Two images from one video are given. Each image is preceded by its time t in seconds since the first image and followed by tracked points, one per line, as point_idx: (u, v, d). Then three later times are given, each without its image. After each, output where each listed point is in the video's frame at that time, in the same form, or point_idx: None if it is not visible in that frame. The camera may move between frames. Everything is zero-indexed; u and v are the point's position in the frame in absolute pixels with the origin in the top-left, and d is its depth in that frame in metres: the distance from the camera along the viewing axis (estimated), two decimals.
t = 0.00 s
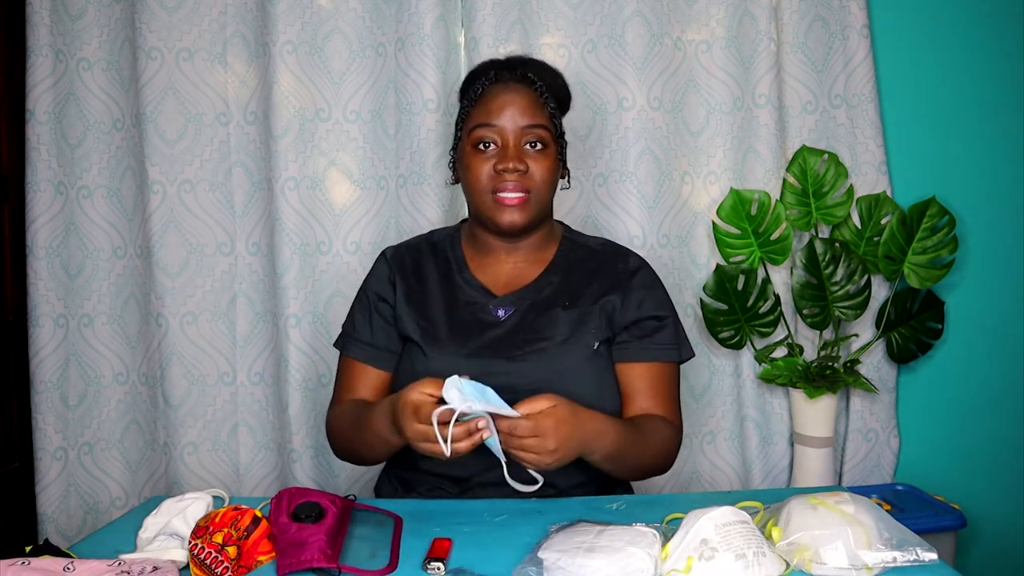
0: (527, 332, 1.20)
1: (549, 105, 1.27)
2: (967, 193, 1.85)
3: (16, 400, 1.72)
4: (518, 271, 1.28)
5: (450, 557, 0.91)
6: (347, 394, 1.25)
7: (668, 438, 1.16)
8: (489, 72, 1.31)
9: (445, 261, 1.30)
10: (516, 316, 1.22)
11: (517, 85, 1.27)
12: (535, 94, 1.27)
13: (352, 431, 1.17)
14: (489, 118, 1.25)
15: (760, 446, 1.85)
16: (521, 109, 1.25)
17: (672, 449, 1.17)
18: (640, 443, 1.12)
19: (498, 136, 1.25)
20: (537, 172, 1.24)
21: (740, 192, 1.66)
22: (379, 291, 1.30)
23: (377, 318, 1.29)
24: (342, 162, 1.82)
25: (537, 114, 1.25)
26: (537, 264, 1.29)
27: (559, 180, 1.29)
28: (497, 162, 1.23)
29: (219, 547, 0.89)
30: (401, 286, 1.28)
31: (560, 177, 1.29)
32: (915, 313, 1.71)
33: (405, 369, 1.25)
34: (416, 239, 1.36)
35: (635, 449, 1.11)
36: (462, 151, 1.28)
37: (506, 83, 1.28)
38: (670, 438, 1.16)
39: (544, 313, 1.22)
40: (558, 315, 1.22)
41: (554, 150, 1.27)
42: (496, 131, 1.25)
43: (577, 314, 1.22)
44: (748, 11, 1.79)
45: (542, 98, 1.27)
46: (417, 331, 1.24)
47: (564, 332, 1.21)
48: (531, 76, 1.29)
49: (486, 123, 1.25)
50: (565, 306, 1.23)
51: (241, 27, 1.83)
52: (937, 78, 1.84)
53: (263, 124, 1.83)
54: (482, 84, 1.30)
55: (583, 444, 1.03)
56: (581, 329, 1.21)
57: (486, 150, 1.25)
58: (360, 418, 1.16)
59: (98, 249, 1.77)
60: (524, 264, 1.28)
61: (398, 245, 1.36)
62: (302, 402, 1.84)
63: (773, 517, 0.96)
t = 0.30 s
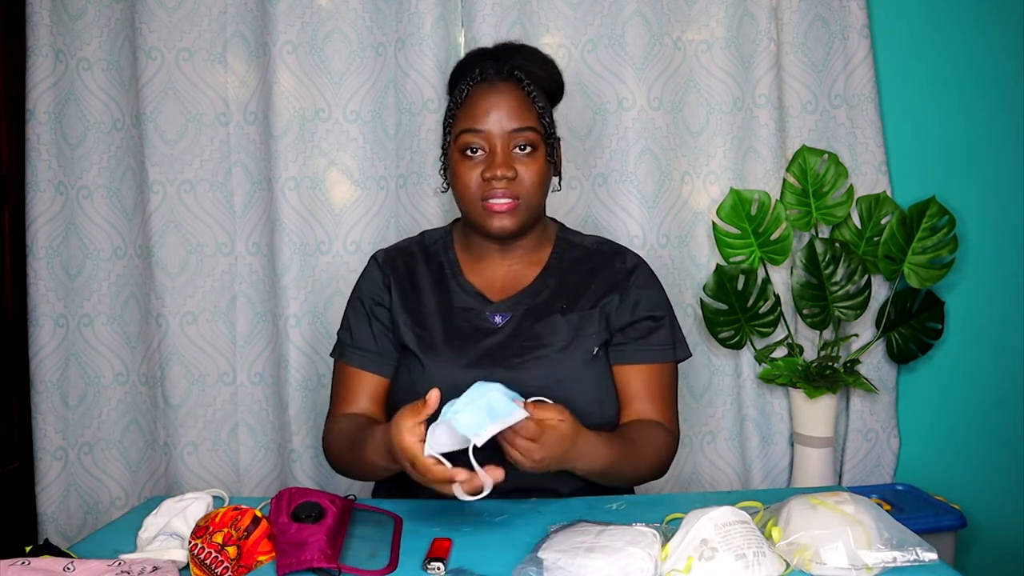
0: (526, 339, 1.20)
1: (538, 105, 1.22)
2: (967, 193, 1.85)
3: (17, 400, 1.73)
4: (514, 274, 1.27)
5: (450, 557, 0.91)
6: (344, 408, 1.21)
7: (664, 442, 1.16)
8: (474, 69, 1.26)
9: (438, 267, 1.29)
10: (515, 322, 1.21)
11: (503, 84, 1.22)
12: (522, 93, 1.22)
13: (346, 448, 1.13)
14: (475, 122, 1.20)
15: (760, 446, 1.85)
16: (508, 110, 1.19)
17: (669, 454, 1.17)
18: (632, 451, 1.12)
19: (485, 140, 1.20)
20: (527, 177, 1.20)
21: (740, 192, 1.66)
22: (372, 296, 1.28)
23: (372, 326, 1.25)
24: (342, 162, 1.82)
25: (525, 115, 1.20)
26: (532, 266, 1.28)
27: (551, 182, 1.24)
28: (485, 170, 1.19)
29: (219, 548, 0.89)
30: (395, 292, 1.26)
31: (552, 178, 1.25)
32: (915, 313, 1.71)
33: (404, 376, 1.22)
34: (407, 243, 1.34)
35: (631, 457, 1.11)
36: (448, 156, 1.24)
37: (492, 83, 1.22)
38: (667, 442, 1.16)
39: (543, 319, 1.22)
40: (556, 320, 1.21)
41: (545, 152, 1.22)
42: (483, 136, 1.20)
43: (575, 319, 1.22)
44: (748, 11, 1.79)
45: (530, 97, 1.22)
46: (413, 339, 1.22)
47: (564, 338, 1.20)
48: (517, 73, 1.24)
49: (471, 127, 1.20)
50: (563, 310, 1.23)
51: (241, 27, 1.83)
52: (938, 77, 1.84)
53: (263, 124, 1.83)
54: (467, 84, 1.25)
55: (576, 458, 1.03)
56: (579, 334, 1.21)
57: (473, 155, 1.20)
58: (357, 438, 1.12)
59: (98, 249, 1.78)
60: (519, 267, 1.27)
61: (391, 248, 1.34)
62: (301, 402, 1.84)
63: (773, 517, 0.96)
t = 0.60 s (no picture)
0: (534, 343, 1.20)
1: (546, 117, 1.19)
2: (967, 193, 1.85)
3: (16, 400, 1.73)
4: (516, 278, 1.26)
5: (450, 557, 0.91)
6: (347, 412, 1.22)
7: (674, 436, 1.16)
8: (479, 71, 1.22)
9: (438, 270, 1.28)
10: (521, 327, 1.21)
11: (511, 93, 1.18)
12: (531, 104, 1.19)
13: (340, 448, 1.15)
14: (483, 137, 1.17)
15: (760, 446, 1.85)
16: (517, 125, 1.17)
17: (679, 450, 1.17)
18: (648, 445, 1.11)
19: (493, 155, 1.17)
20: (536, 194, 1.18)
21: (740, 192, 1.66)
22: (372, 300, 1.26)
23: (373, 331, 1.25)
24: (342, 162, 1.82)
25: (534, 129, 1.17)
26: (536, 268, 1.27)
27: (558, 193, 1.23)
28: (494, 187, 1.17)
29: (219, 548, 0.89)
30: (393, 296, 1.25)
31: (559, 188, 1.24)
32: (915, 313, 1.71)
33: (409, 379, 1.22)
34: (404, 244, 1.32)
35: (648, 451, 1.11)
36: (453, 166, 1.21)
37: (499, 91, 1.18)
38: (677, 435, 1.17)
39: (549, 322, 1.22)
40: (562, 324, 1.22)
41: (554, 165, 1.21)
42: (492, 151, 1.17)
43: (581, 322, 1.22)
44: (748, 11, 1.79)
45: (538, 108, 1.19)
46: (416, 345, 1.21)
47: (570, 341, 1.21)
48: (524, 79, 1.20)
49: (479, 142, 1.17)
50: (568, 312, 1.23)
51: (241, 27, 1.83)
52: (937, 78, 1.84)
53: (263, 124, 1.83)
54: (472, 90, 1.19)
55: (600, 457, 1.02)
56: (586, 337, 1.21)
57: (480, 171, 1.18)
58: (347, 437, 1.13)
59: (98, 249, 1.78)
60: (522, 271, 1.27)
61: (386, 249, 1.32)
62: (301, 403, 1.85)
63: (773, 517, 0.96)
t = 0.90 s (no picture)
0: (535, 346, 1.20)
1: (546, 120, 1.19)
2: (968, 193, 1.85)
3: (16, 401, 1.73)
4: (517, 280, 1.26)
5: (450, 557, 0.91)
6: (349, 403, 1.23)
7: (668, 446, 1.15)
8: (483, 72, 1.22)
9: (441, 270, 1.28)
10: (523, 330, 1.21)
11: (512, 95, 1.18)
12: (530, 106, 1.18)
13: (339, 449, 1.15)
14: (480, 139, 1.17)
15: (760, 446, 1.85)
16: (515, 127, 1.16)
17: (678, 454, 1.16)
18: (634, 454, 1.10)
19: (490, 157, 1.17)
20: (531, 197, 1.18)
21: (740, 192, 1.66)
22: (375, 299, 1.26)
23: (375, 331, 1.25)
24: (342, 162, 1.82)
25: (533, 132, 1.17)
26: (538, 270, 1.26)
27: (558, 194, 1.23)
28: (489, 189, 1.17)
29: (219, 548, 0.90)
30: (396, 296, 1.25)
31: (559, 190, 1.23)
32: (915, 313, 1.71)
33: (409, 381, 1.22)
34: (407, 243, 1.32)
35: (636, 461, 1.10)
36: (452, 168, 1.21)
37: (500, 93, 1.18)
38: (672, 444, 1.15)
39: (551, 326, 1.21)
40: (564, 327, 1.21)
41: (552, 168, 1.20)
42: (489, 153, 1.17)
43: (584, 326, 1.21)
44: (748, 12, 1.79)
45: (538, 110, 1.19)
46: (418, 345, 1.21)
47: (573, 345, 1.20)
48: (527, 81, 1.20)
49: (476, 144, 1.17)
50: (571, 315, 1.23)
51: (241, 27, 1.83)
52: (937, 78, 1.84)
53: (263, 124, 1.83)
54: (474, 91, 1.20)
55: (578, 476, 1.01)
56: (589, 342, 1.21)
57: (478, 173, 1.18)
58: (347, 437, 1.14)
59: (98, 249, 1.78)
60: (524, 273, 1.26)
61: (390, 248, 1.33)
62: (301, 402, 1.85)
63: (773, 517, 0.96)
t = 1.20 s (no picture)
0: (529, 344, 1.19)
1: (539, 122, 1.18)
2: (968, 193, 1.85)
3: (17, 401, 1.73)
4: (514, 280, 1.26)
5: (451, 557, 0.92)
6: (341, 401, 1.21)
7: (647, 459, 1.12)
8: (481, 72, 1.22)
9: (439, 269, 1.28)
10: (518, 329, 1.20)
11: (507, 97, 1.18)
12: (524, 107, 1.18)
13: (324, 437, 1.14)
14: (472, 141, 1.17)
15: (760, 446, 1.85)
16: (507, 129, 1.17)
17: (664, 455, 1.14)
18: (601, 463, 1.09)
19: (483, 159, 1.18)
20: (523, 198, 1.18)
21: (740, 192, 1.66)
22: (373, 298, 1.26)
23: (373, 329, 1.25)
24: (342, 162, 1.82)
25: (526, 134, 1.17)
26: (536, 269, 1.26)
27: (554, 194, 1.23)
28: (480, 190, 1.18)
29: (219, 547, 0.90)
30: (393, 294, 1.25)
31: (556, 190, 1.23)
32: (915, 313, 1.71)
33: (405, 379, 1.21)
34: (406, 243, 1.33)
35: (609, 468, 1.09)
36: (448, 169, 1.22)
37: (495, 94, 1.18)
38: (651, 459, 1.12)
39: (546, 325, 1.21)
40: (558, 326, 1.20)
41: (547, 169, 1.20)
42: (481, 155, 1.18)
43: (578, 325, 1.21)
44: (747, 12, 1.79)
45: (533, 112, 1.18)
46: (413, 344, 1.20)
47: (567, 344, 1.20)
48: (522, 83, 1.20)
49: (469, 146, 1.18)
50: (566, 314, 1.22)
51: (241, 28, 1.82)
52: (936, 78, 1.84)
53: (263, 124, 1.83)
54: (470, 92, 1.20)
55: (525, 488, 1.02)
56: (583, 340, 1.20)
57: (471, 174, 1.19)
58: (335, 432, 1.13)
59: (98, 249, 1.78)
60: (521, 272, 1.26)
61: (389, 246, 1.33)
62: (302, 402, 1.84)
63: (773, 517, 0.96)
